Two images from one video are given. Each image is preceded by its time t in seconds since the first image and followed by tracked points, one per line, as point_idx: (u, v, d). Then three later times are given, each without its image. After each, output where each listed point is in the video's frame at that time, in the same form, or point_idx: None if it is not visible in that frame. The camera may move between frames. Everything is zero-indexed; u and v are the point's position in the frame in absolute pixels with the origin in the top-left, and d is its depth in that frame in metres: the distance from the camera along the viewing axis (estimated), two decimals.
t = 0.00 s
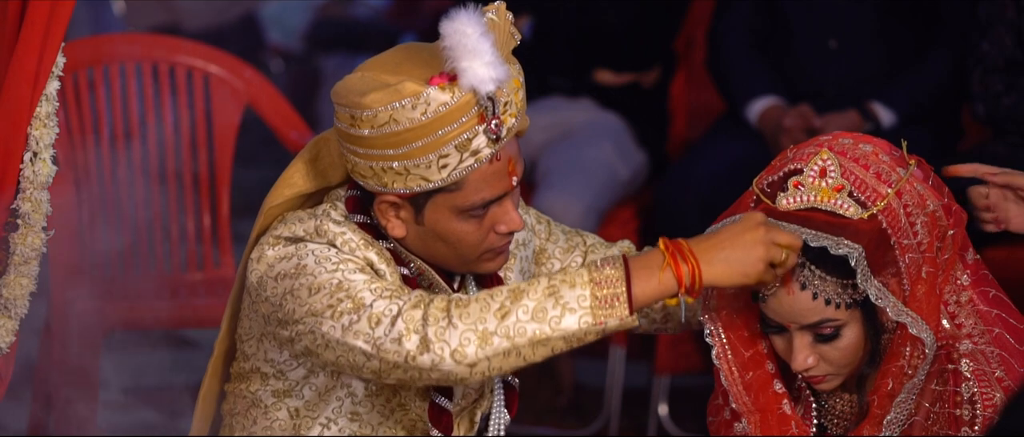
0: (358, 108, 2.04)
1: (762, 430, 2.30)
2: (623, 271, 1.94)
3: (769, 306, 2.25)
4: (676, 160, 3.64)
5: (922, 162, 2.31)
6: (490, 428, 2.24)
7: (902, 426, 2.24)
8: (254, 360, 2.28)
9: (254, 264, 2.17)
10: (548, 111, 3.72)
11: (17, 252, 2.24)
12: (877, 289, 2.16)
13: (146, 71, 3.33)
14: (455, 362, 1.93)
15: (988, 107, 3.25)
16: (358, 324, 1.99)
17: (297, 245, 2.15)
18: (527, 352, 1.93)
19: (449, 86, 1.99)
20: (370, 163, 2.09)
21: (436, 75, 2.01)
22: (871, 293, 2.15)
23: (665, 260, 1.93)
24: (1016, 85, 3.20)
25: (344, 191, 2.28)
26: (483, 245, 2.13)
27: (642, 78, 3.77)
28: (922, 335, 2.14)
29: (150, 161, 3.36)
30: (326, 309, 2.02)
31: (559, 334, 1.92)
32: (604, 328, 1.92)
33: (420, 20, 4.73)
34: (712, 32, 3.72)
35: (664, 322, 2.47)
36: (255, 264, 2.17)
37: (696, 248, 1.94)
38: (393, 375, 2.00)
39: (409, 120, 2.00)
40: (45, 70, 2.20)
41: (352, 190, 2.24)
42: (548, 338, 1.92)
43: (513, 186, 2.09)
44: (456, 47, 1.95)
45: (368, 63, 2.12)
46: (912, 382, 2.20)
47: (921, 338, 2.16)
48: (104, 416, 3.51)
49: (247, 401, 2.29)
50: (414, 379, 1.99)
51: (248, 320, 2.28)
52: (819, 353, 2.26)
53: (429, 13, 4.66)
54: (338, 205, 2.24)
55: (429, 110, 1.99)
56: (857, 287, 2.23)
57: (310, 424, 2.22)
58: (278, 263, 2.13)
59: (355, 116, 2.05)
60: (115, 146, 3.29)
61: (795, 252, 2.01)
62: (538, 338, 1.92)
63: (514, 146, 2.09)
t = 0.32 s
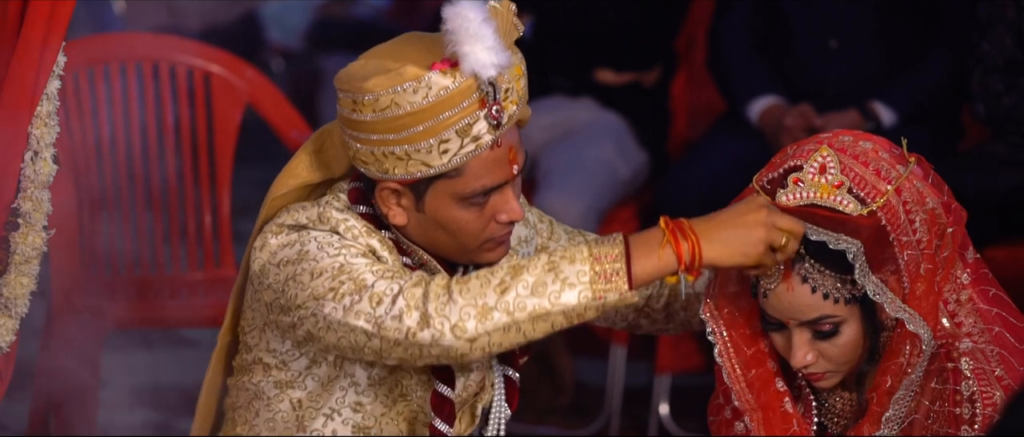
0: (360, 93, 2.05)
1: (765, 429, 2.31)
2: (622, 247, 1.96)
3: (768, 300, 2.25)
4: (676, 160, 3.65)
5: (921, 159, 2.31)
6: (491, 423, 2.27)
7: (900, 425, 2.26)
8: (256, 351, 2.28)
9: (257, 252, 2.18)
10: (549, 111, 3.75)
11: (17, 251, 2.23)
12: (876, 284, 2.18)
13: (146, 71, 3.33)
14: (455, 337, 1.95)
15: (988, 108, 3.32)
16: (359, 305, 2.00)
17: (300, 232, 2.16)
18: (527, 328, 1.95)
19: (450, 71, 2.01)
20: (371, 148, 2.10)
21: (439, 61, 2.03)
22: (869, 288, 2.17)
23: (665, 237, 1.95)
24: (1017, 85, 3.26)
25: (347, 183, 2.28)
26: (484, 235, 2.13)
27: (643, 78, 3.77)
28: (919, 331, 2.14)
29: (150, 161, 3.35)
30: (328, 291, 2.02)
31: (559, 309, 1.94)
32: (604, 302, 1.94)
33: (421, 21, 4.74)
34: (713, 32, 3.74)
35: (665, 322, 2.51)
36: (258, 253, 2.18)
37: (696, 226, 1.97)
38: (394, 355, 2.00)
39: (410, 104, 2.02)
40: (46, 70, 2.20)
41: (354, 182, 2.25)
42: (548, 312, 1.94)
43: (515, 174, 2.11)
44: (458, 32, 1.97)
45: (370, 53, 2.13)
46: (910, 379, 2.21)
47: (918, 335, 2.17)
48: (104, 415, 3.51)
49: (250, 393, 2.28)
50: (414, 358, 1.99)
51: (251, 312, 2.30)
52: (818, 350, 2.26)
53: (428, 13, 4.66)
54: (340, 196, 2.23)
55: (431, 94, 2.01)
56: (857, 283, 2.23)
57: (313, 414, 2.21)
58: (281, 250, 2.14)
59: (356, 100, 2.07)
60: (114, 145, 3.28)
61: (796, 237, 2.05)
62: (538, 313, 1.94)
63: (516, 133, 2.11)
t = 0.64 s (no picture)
0: (363, 79, 2.07)
1: (767, 429, 2.29)
2: (624, 222, 1.96)
3: (773, 296, 2.23)
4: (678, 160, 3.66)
5: (923, 159, 2.30)
6: (494, 418, 2.27)
7: (902, 423, 2.26)
8: (260, 344, 2.28)
9: (262, 242, 2.20)
10: (550, 111, 3.73)
11: (18, 251, 2.23)
12: (875, 285, 2.17)
13: (148, 71, 3.32)
14: (458, 312, 1.97)
15: (989, 107, 3.31)
16: (364, 285, 2.03)
17: (305, 222, 2.19)
18: (530, 303, 1.96)
19: (453, 58, 2.03)
20: (374, 135, 2.11)
21: (443, 48, 2.04)
22: (869, 288, 2.17)
23: (668, 212, 1.97)
24: (1019, 85, 3.25)
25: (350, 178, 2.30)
26: (485, 225, 2.16)
27: (645, 78, 3.78)
28: (920, 330, 2.15)
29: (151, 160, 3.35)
30: (333, 275, 2.05)
31: (561, 282, 1.95)
32: (606, 276, 1.95)
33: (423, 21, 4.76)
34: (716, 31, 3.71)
35: (668, 323, 2.52)
36: (263, 243, 2.20)
37: (701, 203, 1.98)
38: (398, 335, 2.02)
39: (413, 89, 2.03)
40: (46, 70, 2.20)
41: (359, 176, 2.29)
42: (550, 287, 1.95)
43: (517, 164, 2.13)
44: (462, 17, 1.98)
45: (375, 44, 2.14)
46: (911, 378, 2.21)
47: (918, 334, 2.18)
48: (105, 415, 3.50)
49: (254, 387, 2.28)
50: (418, 337, 2.01)
51: (255, 304, 2.30)
52: (820, 350, 2.26)
53: (430, 13, 4.67)
54: (344, 189, 2.25)
55: (433, 80, 2.02)
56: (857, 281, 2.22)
57: (319, 406, 2.22)
58: (287, 239, 2.18)
59: (359, 86, 2.08)
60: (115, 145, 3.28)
61: (800, 223, 2.05)
62: (541, 286, 1.95)
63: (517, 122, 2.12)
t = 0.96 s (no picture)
0: (368, 70, 2.07)
1: (769, 428, 2.31)
2: (628, 206, 1.96)
3: (776, 296, 2.23)
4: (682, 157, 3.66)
5: (926, 158, 2.30)
6: (500, 413, 2.29)
7: (904, 423, 2.26)
8: (265, 339, 2.28)
9: (268, 236, 2.20)
10: (556, 109, 3.73)
11: (21, 250, 2.22)
12: (875, 284, 2.17)
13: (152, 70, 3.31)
14: (464, 298, 1.97)
15: (993, 106, 3.37)
16: (370, 274, 2.03)
17: (311, 215, 2.19)
18: (535, 286, 1.96)
19: (458, 50, 2.03)
20: (378, 127, 2.11)
21: (447, 41, 2.04)
22: (870, 288, 2.16)
23: (671, 193, 1.97)
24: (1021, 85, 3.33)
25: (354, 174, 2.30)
26: (489, 218, 2.15)
27: (648, 76, 3.77)
28: (920, 329, 2.16)
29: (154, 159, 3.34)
30: (340, 265, 2.06)
31: (566, 266, 1.95)
32: (610, 259, 1.94)
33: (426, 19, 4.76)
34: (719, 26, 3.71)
35: (671, 322, 2.52)
36: (270, 236, 2.20)
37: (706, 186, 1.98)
38: (404, 323, 2.03)
39: (417, 81, 2.03)
40: (49, 70, 2.20)
41: (364, 171, 2.28)
42: (555, 270, 1.95)
43: (519, 158, 2.12)
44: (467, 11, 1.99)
45: (380, 39, 2.12)
46: (913, 378, 2.21)
47: (919, 333, 2.18)
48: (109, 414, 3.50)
49: (259, 382, 2.29)
50: (425, 325, 2.02)
51: (261, 299, 2.30)
52: (823, 350, 2.25)
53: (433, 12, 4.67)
54: (349, 185, 2.25)
55: (437, 72, 2.02)
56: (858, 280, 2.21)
57: (325, 401, 2.22)
58: (294, 232, 2.18)
59: (364, 78, 2.09)
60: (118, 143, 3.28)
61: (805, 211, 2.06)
62: (546, 270, 1.95)
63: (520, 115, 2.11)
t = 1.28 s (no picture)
0: (368, 69, 2.07)
1: (772, 429, 2.30)
2: (630, 198, 1.97)
3: (779, 308, 2.23)
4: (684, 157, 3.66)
5: (926, 158, 2.29)
6: (501, 412, 2.29)
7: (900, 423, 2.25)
8: (268, 338, 2.28)
9: (271, 234, 2.21)
10: (558, 109, 3.72)
11: (24, 250, 2.23)
12: (868, 274, 2.15)
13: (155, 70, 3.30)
14: (469, 297, 1.97)
15: (996, 106, 3.33)
16: (375, 273, 2.03)
17: (314, 214, 2.20)
18: (540, 283, 1.97)
19: (459, 49, 2.03)
20: (379, 126, 2.11)
21: (449, 40, 2.04)
22: (861, 278, 2.14)
23: (674, 183, 1.97)
24: None
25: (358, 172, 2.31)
26: (490, 217, 2.16)
27: (651, 75, 3.79)
28: (905, 327, 2.15)
29: (156, 159, 3.34)
30: (344, 264, 2.06)
31: (570, 262, 1.95)
32: (613, 253, 1.95)
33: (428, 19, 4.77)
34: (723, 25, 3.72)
35: (672, 322, 2.52)
36: (273, 234, 2.20)
37: (707, 174, 1.98)
38: (410, 322, 2.03)
39: (418, 80, 2.03)
40: (52, 70, 2.21)
41: (367, 170, 2.29)
42: (560, 267, 1.95)
43: (521, 157, 2.12)
44: (468, 11, 1.98)
45: (382, 37, 2.13)
46: (902, 378, 2.20)
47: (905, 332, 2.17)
48: (112, 413, 3.51)
49: (262, 381, 2.29)
50: (430, 323, 2.02)
51: (263, 298, 2.30)
52: (825, 351, 2.26)
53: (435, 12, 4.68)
54: (352, 184, 2.24)
55: (438, 71, 2.02)
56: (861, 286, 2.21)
57: (328, 400, 2.22)
58: (297, 231, 2.18)
59: (365, 78, 2.09)
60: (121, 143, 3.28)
61: (806, 197, 2.06)
62: (551, 267, 1.96)
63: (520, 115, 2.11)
